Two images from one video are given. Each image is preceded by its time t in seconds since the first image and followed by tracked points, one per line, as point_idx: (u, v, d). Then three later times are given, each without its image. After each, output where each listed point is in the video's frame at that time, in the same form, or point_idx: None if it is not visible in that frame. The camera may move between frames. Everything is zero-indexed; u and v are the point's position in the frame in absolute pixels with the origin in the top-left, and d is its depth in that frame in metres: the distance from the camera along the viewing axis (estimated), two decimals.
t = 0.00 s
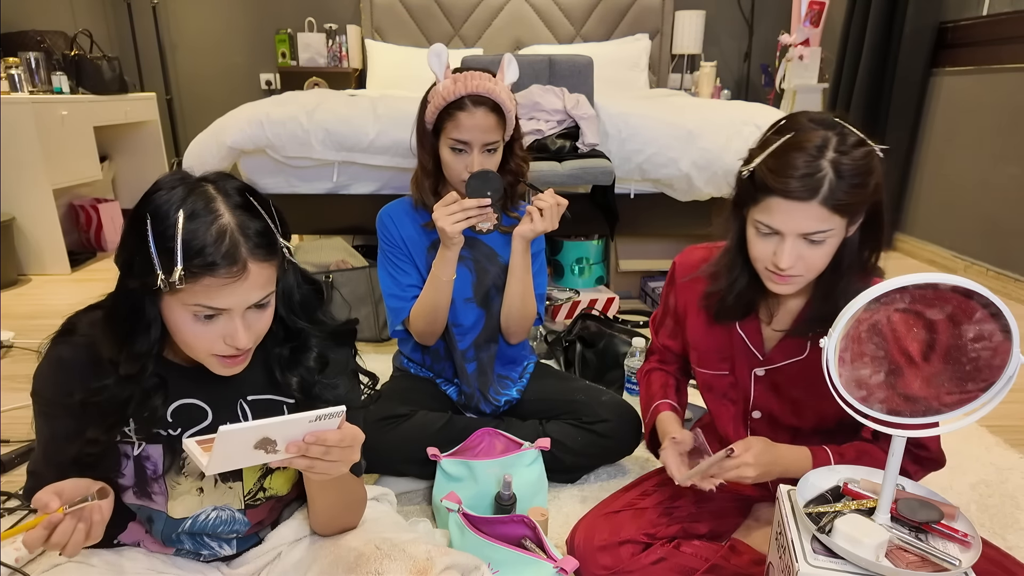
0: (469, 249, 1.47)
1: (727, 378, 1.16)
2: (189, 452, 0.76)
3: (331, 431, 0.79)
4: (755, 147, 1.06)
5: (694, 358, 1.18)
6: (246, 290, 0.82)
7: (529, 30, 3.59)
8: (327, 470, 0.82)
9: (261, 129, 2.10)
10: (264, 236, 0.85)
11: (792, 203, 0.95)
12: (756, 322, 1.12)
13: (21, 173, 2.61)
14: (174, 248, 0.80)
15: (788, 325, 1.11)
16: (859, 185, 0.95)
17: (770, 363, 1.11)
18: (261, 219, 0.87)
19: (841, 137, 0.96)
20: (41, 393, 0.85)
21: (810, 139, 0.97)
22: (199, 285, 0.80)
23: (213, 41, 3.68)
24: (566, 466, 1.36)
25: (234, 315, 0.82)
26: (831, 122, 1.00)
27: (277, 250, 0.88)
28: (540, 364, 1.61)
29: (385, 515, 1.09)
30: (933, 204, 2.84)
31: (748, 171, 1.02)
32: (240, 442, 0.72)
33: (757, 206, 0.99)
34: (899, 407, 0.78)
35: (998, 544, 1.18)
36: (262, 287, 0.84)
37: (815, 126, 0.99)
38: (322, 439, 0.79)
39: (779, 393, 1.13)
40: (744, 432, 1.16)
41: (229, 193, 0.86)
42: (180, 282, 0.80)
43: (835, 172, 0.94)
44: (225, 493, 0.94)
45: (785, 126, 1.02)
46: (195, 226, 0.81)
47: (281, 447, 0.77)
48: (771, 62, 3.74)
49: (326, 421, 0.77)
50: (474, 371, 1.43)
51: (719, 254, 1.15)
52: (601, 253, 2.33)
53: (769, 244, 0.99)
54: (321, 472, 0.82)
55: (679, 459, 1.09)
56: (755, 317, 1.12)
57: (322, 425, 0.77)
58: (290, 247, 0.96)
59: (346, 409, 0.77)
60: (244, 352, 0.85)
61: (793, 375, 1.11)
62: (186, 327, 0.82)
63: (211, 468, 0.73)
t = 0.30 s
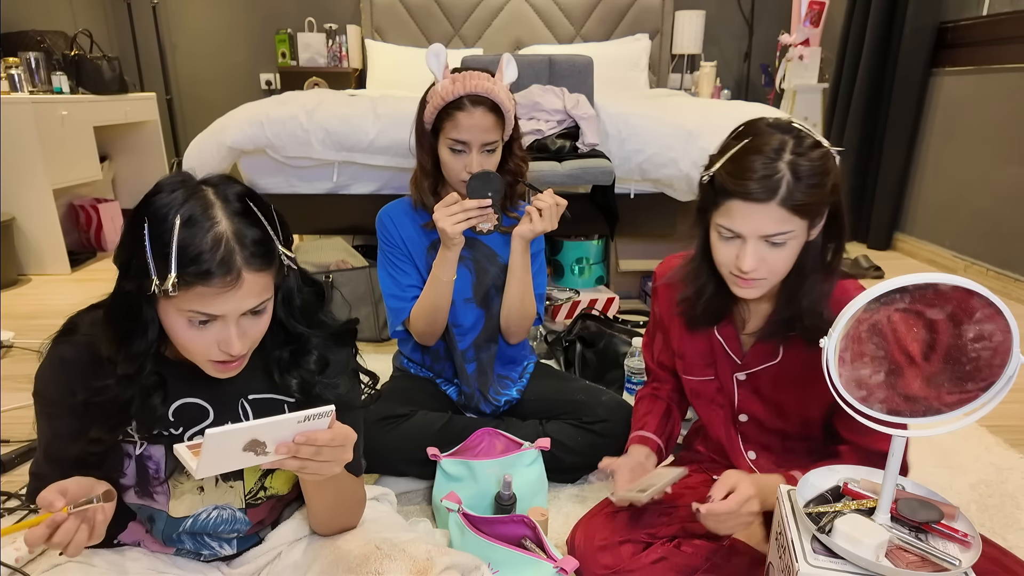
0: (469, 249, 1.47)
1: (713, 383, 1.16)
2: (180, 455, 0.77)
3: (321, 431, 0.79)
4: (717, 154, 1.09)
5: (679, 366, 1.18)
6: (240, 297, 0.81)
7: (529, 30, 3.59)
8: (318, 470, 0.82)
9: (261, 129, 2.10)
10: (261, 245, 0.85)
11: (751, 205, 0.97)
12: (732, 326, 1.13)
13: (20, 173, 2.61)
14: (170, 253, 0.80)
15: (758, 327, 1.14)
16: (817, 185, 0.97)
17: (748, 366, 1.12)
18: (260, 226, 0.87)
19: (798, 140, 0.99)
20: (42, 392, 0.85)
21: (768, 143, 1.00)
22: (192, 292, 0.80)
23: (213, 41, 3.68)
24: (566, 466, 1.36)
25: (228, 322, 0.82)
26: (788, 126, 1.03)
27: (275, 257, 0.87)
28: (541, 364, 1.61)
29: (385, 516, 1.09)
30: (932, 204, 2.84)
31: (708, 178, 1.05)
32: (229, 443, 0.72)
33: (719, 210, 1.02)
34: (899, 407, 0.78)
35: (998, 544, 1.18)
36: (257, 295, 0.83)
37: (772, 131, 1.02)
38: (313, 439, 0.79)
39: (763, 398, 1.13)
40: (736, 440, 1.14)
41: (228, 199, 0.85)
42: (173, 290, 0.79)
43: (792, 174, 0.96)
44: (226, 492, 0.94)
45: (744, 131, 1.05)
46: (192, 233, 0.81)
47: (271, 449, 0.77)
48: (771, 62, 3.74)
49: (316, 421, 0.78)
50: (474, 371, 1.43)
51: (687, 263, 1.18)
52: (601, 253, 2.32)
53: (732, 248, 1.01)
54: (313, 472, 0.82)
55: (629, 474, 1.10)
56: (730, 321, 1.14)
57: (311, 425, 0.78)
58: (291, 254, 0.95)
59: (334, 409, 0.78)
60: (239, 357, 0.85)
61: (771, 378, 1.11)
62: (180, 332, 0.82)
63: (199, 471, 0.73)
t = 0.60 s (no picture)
0: (469, 249, 1.47)
1: (682, 379, 1.18)
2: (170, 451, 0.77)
3: (309, 430, 0.79)
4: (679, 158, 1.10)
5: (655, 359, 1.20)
6: (236, 313, 0.81)
7: (529, 30, 3.59)
8: (309, 470, 0.82)
9: (261, 129, 2.10)
10: (259, 259, 0.83)
11: (708, 208, 0.97)
12: (696, 327, 1.14)
13: (21, 173, 2.61)
14: (167, 266, 0.80)
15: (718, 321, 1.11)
16: (775, 190, 0.98)
17: (704, 369, 1.13)
18: (259, 240, 0.85)
19: (757, 145, 1.00)
20: (44, 389, 0.85)
21: (727, 147, 1.00)
22: (188, 305, 0.80)
23: (214, 41, 3.68)
24: (566, 466, 1.36)
25: (224, 334, 0.82)
26: (749, 132, 1.03)
27: (273, 269, 0.86)
28: (541, 364, 1.61)
29: (385, 516, 1.09)
30: (932, 204, 2.84)
31: (668, 181, 1.06)
32: (213, 441, 0.72)
33: (677, 215, 1.02)
34: (899, 407, 0.78)
35: (998, 544, 1.18)
36: (252, 309, 0.82)
37: (734, 136, 1.02)
38: (300, 439, 0.78)
39: (720, 402, 1.13)
40: (711, 433, 1.16)
41: (228, 211, 0.84)
42: (168, 304, 0.79)
43: (750, 178, 0.97)
44: (226, 491, 0.94)
45: (706, 136, 1.06)
46: (189, 247, 0.80)
47: (258, 447, 0.77)
48: (771, 62, 3.75)
49: (303, 421, 0.77)
50: (474, 371, 1.43)
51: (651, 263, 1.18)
52: (601, 253, 2.32)
53: (690, 252, 1.01)
54: (304, 472, 0.82)
55: (620, 496, 1.12)
56: (695, 321, 1.15)
57: (298, 424, 0.77)
58: (292, 264, 0.94)
59: (322, 408, 0.77)
60: (236, 369, 0.85)
61: (727, 381, 1.11)
62: (176, 341, 0.83)
63: (185, 469, 0.73)
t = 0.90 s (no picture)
0: (471, 249, 1.47)
1: (660, 383, 1.22)
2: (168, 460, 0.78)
3: (305, 432, 0.79)
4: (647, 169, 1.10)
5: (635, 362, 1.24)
6: (226, 316, 0.80)
7: (529, 30, 3.59)
8: (306, 471, 0.82)
9: (261, 129, 2.10)
10: (245, 264, 0.82)
11: (671, 222, 0.97)
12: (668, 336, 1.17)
13: (21, 173, 2.62)
14: (151, 275, 0.79)
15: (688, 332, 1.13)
16: (739, 207, 0.98)
17: (676, 377, 1.16)
18: (245, 245, 0.83)
19: (723, 159, 1.00)
20: (48, 371, 0.84)
21: (692, 160, 1.01)
22: (174, 314, 0.79)
23: (214, 41, 3.68)
24: (566, 466, 1.36)
25: (216, 338, 0.81)
26: (715, 144, 1.03)
27: (262, 272, 0.85)
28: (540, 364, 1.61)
29: (385, 516, 1.09)
30: (932, 204, 2.84)
31: (634, 192, 1.07)
32: (209, 444, 0.72)
33: (642, 228, 1.02)
34: (899, 407, 0.79)
35: (998, 545, 1.18)
36: (243, 310, 0.82)
37: (701, 148, 1.02)
38: (296, 441, 0.78)
39: (692, 409, 1.17)
40: (694, 435, 1.19)
41: (212, 216, 0.83)
42: (155, 313, 0.79)
43: (713, 195, 0.97)
44: (224, 485, 0.95)
45: (675, 147, 1.06)
46: (173, 255, 0.79)
47: (254, 451, 0.77)
48: (771, 62, 3.75)
49: (299, 422, 0.78)
50: (474, 371, 1.43)
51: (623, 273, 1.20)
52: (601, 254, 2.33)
53: (653, 266, 1.01)
54: (301, 473, 0.82)
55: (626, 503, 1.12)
56: (669, 330, 1.17)
57: (294, 426, 0.77)
58: (282, 263, 0.93)
59: (318, 409, 0.78)
60: (231, 369, 0.85)
61: (699, 389, 1.14)
62: (169, 345, 0.82)
63: (182, 475, 0.73)
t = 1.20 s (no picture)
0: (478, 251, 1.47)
1: (665, 378, 1.21)
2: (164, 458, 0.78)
3: (304, 432, 0.79)
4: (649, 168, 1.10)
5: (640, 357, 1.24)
6: (223, 320, 0.80)
7: (529, 30, 3.59)
8: (304, 471, 0.82)
9: (260, 129, 2.10)
10: (240, 268, 0.81)
11: (682, 222, 0.97)
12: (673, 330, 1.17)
13: (21, 173, 2.62)
14: (147, 283, 0.79)
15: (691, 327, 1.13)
16: (748, 204, 0.98)
17: (680, 370, 1.16)
18: (239, 249, 0.83)
19: (730, 157, 1.00)
20: (53, 365, 0.85)
21: (698, 159, 1.00)
22: (173, 321, 0.79)
23: (214, 40, 3.68)
24: (566, 466, 1.36)
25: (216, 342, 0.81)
26: (718, 143, 1.04)
27: (258, 274, 0.84)
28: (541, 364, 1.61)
29: (385, 516, 1.09)
30: (932, 204, 2.84)
31: (641, 193, 1.06)
32: (207, 444, 0.72)
33: (651, 227, 1.02)
34: (898, 406, 0.78)
35: (998, 545, 1.18)
36: (241, 313, 0.81)
37: (705, 147, 1.03)
38: (294, 441, 0.78)
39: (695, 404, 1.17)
40: (696, 431, 1.19)
41: (206, 221, 0.82)
42: (153, 321, 0.79)
43: (724, 192, 0.97)
44: (223, 484, 0.94)
45: (676, 147, 1.06)
46: (168, 263, 0.79)
47: (253, 451, 0.77)
48: (771, 62, 3.75)
49: (298, 422, 0.78)
50: (475, 370, 1.44)
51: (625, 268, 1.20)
52: (601, 254, 2.33)
53: (665, 265, 1.01)
54: (300, 474, 0.82)
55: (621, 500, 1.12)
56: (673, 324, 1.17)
57: (293, 426, 0.77)
58: (279, 264, 0.93)
59: (316, 409, 0.78)
60: (231, 370, 0.85)
61: (702, 383, 1.14)
62: (172, 348, 0.83)
63: (179, 476, 0.73)
